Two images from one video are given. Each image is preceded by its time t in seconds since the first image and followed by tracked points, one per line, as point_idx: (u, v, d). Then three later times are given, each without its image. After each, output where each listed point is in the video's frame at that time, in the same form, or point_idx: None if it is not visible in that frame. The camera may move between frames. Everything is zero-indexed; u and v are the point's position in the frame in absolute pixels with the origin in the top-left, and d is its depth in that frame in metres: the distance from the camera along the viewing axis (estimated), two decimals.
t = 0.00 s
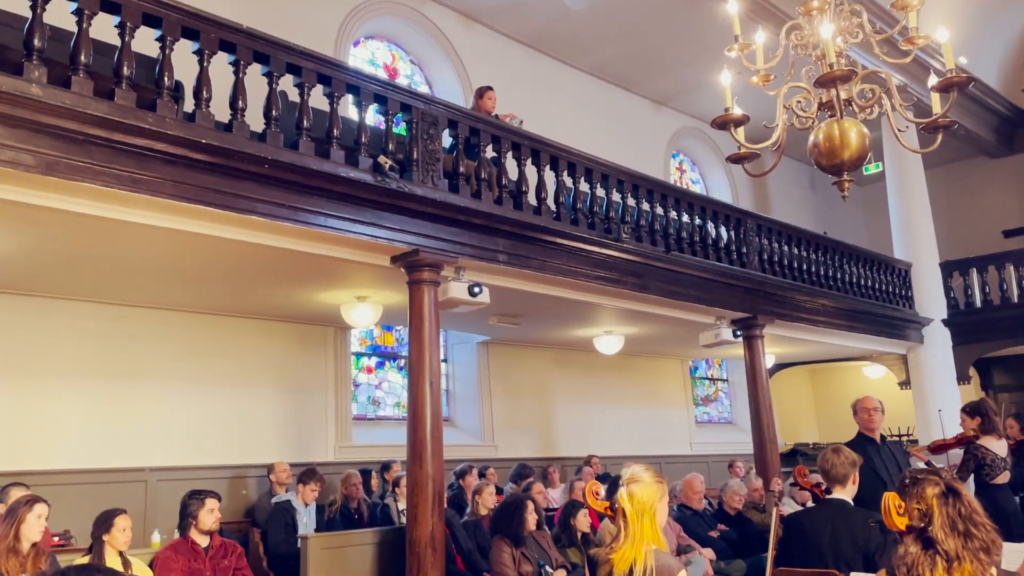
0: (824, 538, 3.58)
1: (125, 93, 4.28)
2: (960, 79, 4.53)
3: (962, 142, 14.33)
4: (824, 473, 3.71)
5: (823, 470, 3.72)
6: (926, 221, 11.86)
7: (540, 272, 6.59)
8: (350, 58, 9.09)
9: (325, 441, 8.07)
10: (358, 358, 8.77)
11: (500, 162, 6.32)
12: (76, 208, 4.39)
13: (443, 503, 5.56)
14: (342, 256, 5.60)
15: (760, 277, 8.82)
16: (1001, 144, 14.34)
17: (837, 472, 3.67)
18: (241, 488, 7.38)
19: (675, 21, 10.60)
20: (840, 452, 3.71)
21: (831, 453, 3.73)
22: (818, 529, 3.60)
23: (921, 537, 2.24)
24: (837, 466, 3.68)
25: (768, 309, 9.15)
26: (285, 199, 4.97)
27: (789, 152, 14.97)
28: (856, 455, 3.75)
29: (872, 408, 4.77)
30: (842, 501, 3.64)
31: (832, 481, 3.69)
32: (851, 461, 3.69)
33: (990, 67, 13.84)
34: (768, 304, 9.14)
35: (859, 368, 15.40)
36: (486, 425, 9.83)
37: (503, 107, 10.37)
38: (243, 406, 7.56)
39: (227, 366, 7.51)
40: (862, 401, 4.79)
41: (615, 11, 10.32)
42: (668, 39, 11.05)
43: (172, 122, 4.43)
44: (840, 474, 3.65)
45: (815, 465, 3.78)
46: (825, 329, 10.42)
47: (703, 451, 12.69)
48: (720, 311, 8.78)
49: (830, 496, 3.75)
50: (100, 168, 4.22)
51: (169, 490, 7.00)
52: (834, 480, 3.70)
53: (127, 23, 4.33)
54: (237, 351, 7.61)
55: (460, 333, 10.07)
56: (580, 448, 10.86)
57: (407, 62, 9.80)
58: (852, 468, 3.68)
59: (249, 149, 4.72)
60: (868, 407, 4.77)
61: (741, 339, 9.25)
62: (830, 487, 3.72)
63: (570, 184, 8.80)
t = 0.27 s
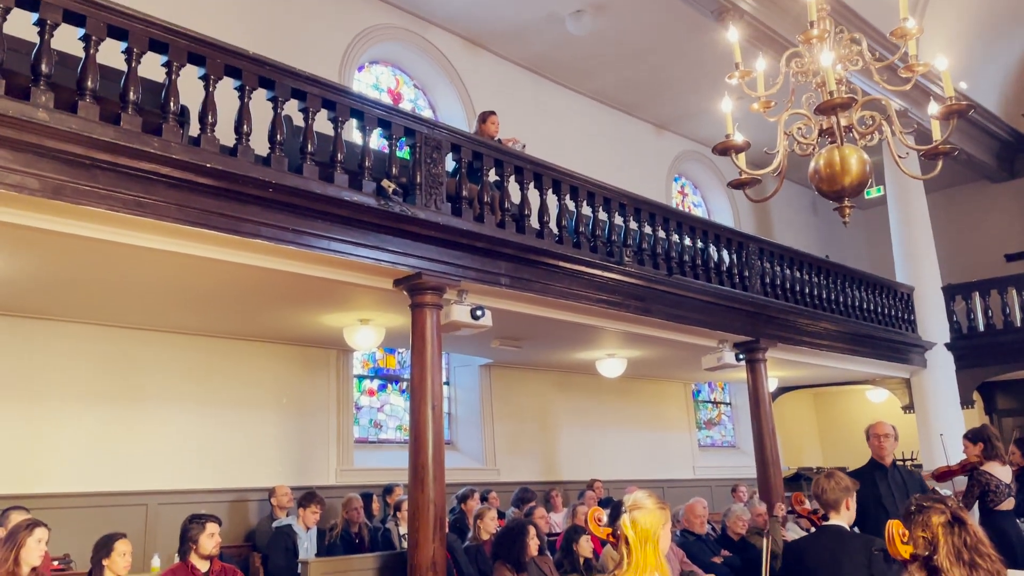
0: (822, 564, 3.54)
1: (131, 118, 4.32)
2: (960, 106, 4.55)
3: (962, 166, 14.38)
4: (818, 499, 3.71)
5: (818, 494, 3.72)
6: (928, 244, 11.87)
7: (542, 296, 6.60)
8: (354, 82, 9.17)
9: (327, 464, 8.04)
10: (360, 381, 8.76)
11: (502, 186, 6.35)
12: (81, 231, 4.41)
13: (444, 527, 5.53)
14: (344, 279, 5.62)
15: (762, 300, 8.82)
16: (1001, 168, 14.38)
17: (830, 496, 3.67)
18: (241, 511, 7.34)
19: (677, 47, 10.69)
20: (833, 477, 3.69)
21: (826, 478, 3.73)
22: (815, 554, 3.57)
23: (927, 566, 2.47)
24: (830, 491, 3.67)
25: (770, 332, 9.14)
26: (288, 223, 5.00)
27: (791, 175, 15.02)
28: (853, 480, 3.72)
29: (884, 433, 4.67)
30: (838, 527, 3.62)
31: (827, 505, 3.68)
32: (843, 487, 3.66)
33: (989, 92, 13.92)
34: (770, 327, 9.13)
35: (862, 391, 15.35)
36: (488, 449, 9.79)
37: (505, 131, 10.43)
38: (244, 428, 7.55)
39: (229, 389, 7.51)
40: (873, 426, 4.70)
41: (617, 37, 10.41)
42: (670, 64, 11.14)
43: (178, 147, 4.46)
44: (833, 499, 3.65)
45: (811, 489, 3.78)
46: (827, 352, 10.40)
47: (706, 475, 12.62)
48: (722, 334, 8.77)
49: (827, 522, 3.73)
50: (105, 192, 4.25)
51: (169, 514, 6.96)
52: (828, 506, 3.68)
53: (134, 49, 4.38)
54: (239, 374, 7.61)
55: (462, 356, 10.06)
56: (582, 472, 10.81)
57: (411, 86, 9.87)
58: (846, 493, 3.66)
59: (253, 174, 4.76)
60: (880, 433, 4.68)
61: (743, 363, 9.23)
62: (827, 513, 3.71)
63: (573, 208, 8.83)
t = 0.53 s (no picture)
0: None
1: (131, 137, 4.33)
2: (956, 132, 4.58)
3: (959, 189, 14.45)
4: (821, 522, 3.69)
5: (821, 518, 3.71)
6: (925, 266, 11.90)
7: (541, 316, 6.60)
8: (354, 103, 9.21)
9: (323, 484, 8.00)
10: (358, 401, 8.73)
11: (501, 206, 6.37)
12: (79, 250, 4.42)
13: (440, 549, 5.48)
14: (342, 299, 5.62)
15: (760, 322, 8.82)
16: (998, 191, 14.44)
17: (831, 519, 3.65)
18: (236, 532, 7.29)
19: (675, 69, 10.76)
20: (837, 500, 3.69)
21: (830, 503, 3.71)
22: None
23: None
24: (832, 514, 3.66)
25: (768, 354, 9.13)
26: (286, 242, 5.00)
27: (789, 197, 15.08)
28: (860, 509, 3.69)
29: (889, 461, 4.59)
30: (837, 550, 3.59)
31: (828, 528, 3.66)
32: (846, 511, 3.65)
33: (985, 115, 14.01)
34: (768, 349, 9.13)
35: (861, 413, 15.32)
36: (485, 470, 9.75)
37: (504, 152, 10.48)
38: (240, 448, 7.51)
39: (225, 409, 7.48)
40: (878, 453, 4.60)
41: (616, 59, 10.48)
42: (668, 86, 11.21)
43: (177, 167, 4.48)
44: (833, 521, 3.63)
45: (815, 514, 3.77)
46: (825, 374, 10.39)
47: (704, 497, 12.56)
48: (720, 355, 8.76)
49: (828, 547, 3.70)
50: (104, 212, 4.26)
51: (163, 534, 6.91)
52: (828, 529, 3.67)
53: (135, 70, 4.41)
54: (235, 393, 7.59)
55: (460, 376, 10.04)
56: (580, 493, 10.75)
57: (411, 107, 9.92)
58: (848, 518, 3.64)
59: (253, 194, 4.77)
60: (885, 459, 4.62)
61: (741, 384, 9.21)
62: (827, 537, 3.69)
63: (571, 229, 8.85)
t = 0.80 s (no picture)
0: None
1: (128, 152, 4.34)
2: (949, 155, 4.62)
3: (953, 209, 14.53)
4: (823, 544, 3.66)
5: (823, 541, 3.68)
6: (919, 286, 11.95)
7: (536, 333, 6.60)
8: (351, 119, 9.24)
9: (315, 501, 7.96)
10: (352, 417, 8.70)
11: (497, 223, 6.38)
12: (74, 265, 4.42)
13: (433, 568, 5.44)
14: (338, 315, 5.61)
15: (755, 340, 8.83)
16: (991, 212, 14.52)
17: (833, 541, 3.62)
18: (228, 549, 7.24)
19: (671, 89, 10.83)
20: (842, 524, 3.66)
21: (833, 526, 3.68)
22: None
23: None
24: (835, 537, 3.63)
25: (763, 372, 9.14)
26: (281, 258, 5.01)
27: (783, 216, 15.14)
28: (864, 534, 3.67)
29: (891, 489, 4.44)
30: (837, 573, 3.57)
31: (828, 550, 3.63)
32: (849, 535, 3.62)
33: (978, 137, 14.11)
34: (763, 367, 9.13)
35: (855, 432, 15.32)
36: (479, 488, 9.71)
37: (500, 169, 10.51)
38: (233, 464, 7.48)
39: (218, 424, 7.45)
40: (879, 480, 4.45)
41: (612, 78, 10.54)
42: (664, 105, 11.27)
43: (173, 182, 4.49)
44: (835, 543, 3.61)
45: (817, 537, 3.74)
46: (820, 393, 10.39)
47: (698, 515, 12.52)
48: (715, 374, 8.76)
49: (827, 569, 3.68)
50: (100, 227, 4.26)
51: (154, 551, 6.86)
52: (829, 551, 3.64)
53: (133, 85, 4.42)
54: (229, 409, 7.56)
55: (454, 393, 10.02)
56: (574, 511, 10.71)
57: (408, 123, 9.96)
58: (850, 541, 3.62)
59: (249, 210, 4.78)
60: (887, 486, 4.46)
61: (736, 403, 9.21)
62: (827, 559, 3.67)
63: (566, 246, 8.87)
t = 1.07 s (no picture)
0: None
1: (122, 165, 4.34)
2: (939, 177, 4.66)
3: (944, 227, 14.63)
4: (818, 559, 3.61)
5: (817, 556, 3.63)
6: (910, 304, 12.00)
7: (528, 348, 6.60)
8: (346, 133, 9.26)
9: (305, 516, 7.91)
10: (343, 430, 8.67)
11: (490, 238, 6.39)
12: (66, 277, 4.40)
13: None
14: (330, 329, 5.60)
15: (747, 356, 8.85)
16: (982, 230, 14.61)
17: (830, 557, 3.58)
18: (216, 563, 7.19)
19: (665, 106, 10.89)
20: (835, 538, 3.61)
21: (826, 539, 3.65)
22: None
23: None
24: (830, 551, 3.59)
25: (755, 389, 9.15)
26: (274, 271, 5.00)
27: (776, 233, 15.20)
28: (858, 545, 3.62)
29: (882, 489, 4.50)
30: None
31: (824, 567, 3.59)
32: (844, 548, 3.58)
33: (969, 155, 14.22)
34: (755, 384, 9.14)
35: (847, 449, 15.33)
36: (470, 502, 9.67)
37: (494, 184, 10.54)
38: (223, 478, 7.43)
39: (208, 437, 7.42)
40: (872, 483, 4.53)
41: (606, 94, 10.59)
42: (657, 122, 11.32)
43: (167, 195, 4.48)
44: (831, 559, 3.56)
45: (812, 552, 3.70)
46: (812, 410, 10.41)
47: (690, 532, 12.49)
48: (707, 390, 8.76)
49: None
50: (93, 239, 4.26)
51: (142, 565, 6.80)
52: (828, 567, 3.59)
53: (128, 98, 4.43)
54: (219, 422, 7.52)
55: (446, 407, 10.00)
56: (566, 527, 10.67)
57: (403, 137, 9.98)
58: (847, 555, 3.58)
59: (242, 223, 4.78)
60: (879, 488, 4.52)
61: (728, 419, 9.21)
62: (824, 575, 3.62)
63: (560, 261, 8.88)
